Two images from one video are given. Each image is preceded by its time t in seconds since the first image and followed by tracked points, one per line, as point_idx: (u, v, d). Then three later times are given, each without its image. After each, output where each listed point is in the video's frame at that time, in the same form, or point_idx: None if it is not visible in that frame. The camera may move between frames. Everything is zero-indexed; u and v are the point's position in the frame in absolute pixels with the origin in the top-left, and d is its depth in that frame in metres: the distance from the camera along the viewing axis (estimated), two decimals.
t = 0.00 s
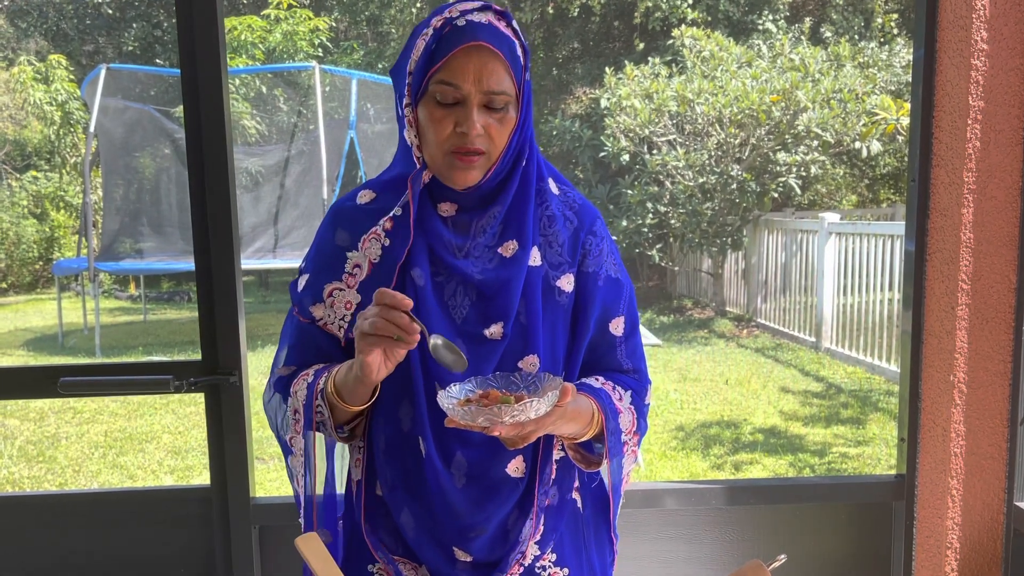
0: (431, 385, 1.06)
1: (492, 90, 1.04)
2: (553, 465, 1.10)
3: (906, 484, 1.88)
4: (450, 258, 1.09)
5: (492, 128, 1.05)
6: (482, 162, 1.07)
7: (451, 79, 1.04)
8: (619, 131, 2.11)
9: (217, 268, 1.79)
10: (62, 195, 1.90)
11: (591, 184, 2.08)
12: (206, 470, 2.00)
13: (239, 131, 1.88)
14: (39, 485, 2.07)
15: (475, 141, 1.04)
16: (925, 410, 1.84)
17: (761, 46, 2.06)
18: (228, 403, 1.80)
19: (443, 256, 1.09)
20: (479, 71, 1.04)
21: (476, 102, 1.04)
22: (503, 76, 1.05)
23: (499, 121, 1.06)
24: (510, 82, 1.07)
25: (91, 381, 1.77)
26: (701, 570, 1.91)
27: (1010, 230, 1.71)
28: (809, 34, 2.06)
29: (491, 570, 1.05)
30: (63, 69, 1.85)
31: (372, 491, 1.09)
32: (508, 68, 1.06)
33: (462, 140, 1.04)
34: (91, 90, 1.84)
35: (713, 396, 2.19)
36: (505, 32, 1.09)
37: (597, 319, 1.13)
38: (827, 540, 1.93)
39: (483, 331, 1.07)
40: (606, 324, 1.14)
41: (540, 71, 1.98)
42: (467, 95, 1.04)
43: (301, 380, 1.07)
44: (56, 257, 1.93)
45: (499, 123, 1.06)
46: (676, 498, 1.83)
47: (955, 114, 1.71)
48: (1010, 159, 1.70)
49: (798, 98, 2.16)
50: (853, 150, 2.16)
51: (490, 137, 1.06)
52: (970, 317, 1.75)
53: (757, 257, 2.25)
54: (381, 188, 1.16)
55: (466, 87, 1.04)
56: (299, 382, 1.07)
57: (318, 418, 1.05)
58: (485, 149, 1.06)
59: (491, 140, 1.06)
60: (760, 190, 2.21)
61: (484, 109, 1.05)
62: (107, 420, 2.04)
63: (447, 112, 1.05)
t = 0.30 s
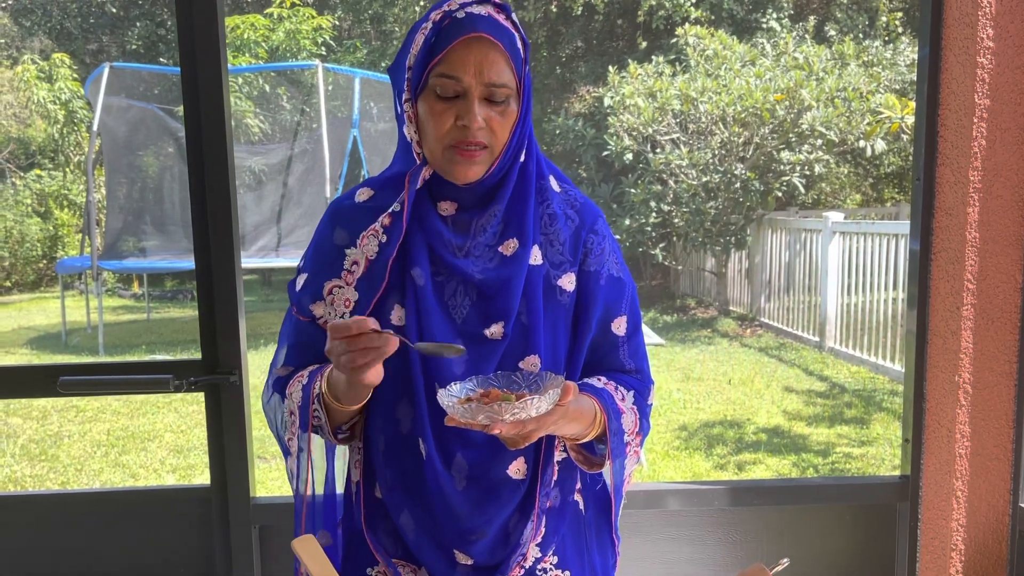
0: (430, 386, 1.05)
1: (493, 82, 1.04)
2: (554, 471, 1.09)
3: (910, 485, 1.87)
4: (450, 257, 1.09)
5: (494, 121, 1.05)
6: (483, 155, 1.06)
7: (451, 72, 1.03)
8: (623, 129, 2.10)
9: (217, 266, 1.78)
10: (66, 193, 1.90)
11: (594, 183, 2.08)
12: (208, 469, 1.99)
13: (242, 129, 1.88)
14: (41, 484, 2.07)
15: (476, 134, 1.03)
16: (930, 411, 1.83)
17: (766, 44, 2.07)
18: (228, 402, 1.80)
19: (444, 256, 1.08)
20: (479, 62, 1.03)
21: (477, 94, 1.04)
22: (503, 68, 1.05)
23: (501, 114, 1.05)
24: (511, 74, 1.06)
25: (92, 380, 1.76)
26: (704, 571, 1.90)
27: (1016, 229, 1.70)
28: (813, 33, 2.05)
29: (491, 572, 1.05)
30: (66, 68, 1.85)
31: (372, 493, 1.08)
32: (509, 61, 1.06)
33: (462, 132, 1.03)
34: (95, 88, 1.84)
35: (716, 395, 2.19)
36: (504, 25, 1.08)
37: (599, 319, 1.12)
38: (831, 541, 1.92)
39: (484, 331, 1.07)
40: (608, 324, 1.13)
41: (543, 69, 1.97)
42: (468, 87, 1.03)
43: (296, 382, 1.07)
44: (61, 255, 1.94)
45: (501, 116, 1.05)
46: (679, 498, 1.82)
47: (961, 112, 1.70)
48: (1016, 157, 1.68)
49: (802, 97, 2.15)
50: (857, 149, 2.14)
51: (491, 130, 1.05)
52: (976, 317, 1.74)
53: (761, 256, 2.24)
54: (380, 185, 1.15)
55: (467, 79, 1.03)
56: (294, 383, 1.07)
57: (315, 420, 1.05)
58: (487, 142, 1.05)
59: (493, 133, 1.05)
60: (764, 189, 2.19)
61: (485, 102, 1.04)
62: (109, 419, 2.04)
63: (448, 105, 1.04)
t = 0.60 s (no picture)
0: (424, 389, 1.04)
1: (484, 67, 1.03)
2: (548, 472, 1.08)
3: (915, 488, 1.86)
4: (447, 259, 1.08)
5: (486, 108, 1.04)
6: (476, 144, 1.04)
7: (442, 59, 1.03)
8: (627, 129, 2.08)
9: (215, 264, 1.77)
10: (72, 192, 1.91)
11: (599, 182, 2.07)
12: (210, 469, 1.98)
13: (247, 129, 1.87)
14: (43, 483, 2.07)
15: (469, 120, 1.02)
16: (935, 413, 1.82)
17: (771, 43, 2.03)
18: (227, 403, 1.79)
19: (441, 257, 1.08)
20: (469, 48, 1.03)
21: (468, 80, 1.03)
22: (495, 53, 1.04)
23: (493, 101, 1.04)
24: (503, 61, 1.05)
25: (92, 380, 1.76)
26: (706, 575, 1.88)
27: None
28: (821, 31, 2.02)
29: None
30: (72, 66, 1.85)
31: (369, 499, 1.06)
32: (500, 47, 1.05)
33: (455, 120, 1.02)
34: (99, 87, 1.83)
35: (721, 396, 2.17)
36: (496, 12, 1.08)
37: (598, 323, 1.11)
38: (834, 544, 1.91)
39: (481, 334, 1.06)
40: (606, 328, 1.12)
41: (547, 69, 1.92)
42: (459, 73, 1.03)
43: (294, 368, 1.04)
44: (66, 254, 1.95)
45: (493, 103, 1.04)
46: (682, 501, 1.82)
47: (967, 110, 1.69)
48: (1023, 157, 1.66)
49: (808, 96, 2.14)
50: (863, 149, 2.14)
51: (485, 117, 1.04)
52: (982, 318, 1.72)
53: (766, 256, 2.23)
54: (380, 183, 1.15)
55: (457, 65, 1.02)
56: (293, 370, 1.03)
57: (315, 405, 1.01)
58: (480, 130, 1.04)
59: (486, 120, 1.04)
60: (770, 189, 2.19)
61: (476, 88, 1.04)
62: (113, 417, 2.04)
63: (439, 92, 1.03)
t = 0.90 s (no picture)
0: (425, 393, 1.03)
1: (486, 48, 1.03)
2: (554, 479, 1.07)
3: (922, 493, 1.84)
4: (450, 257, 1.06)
5: (488, 88, 1.03)
6: (477, 124, 1.03)
7: (444, 39, 1.03)
8: (634, 129, 2.08)
9: (215, 269, 1.76)
10: (79, 192, 1.89)
11: (606, 183, 2.06)
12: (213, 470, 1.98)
13: (254, 130, 1.87)
14: (47, 484, 2.06)
15: (470, 98, 1.01)
16: (943, 417, 1.79)
17: (779, 43, 2.03)
18: (225, 403, 1.78)
19: (443, 258, 1.06)
20: (472, 27, 1.02)
21: (469, 60, 1.02)
22: (497, 35, 1.04)
23: (495, 83, 1.04)
24: (506, 44, 1.05)
25: (91, 381, 1.74)
26: None
27: None
28: (828, 31, 2.02)
29: None
30: (80, 67, 1.85)
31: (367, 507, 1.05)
32: (504, 29, 1.05)
33: (456, 99, 1.01)
34: (106, 87, 1.83)
35: (727, 397, 2.14)
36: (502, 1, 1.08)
37: (603, 327, 1.10)
38: (840, 550, 1.89)
39: (484, 338, 1.04)
40: (612, 333, 1.11)
41: (554, 69, 1.91)
42: (461, 53, 1.02)
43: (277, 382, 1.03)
44: (73, 253, 1.94)
45: (496, 84, 1.04)
46: (686, 504, 1.80)
47: (975, 110, 1.67)
48: None
49: (815, 96, 2.11)
50: (871, 149, 2.12)
51: (486, 98, 1.03)
52: (991, 322, 1.70)
53: (773, 257, 2.22)
54: (376, 180, 1.14)
55: (459, 44, 1.02)
56: (275, 384, 1.03)
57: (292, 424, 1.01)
58: (481, 110, 1.03)
59: (487, 101, 1.03)
60: (776, 189, 2.18)
61: (478, 69, 1.03)
62: (117, 418, 2.03)
63: (441, 72, 1.03)
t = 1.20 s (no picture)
0: (419, 398, 1.02)
1: (485, 62, 1.01)
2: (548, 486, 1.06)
3: (928, 499, 1.82)
4: (445, 260, 1.06)
5: (488, 103, 1.02)
6: (479, 139, 1.02)
7: (443, 54, 1.01)
8: (640, 130, 2.04)
9: (212, 273, 1.77)
10: (87, 193, 1.89)
11: (613, 183, 2.05)
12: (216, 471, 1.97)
13: (260, 129, 1.86)
14: (51, 484, 2.05)
15: (471, 115, 1.00)
16: (950, 423, 1.77)
17: (786, 43, 2.01)
18: (223, 405, 1.77)
19: (439, 261, 1.06)
20: (470, 42, 1.01)
21: (469, 75, 1.01)
22: (497, 47, 1.02)
23: (495, 97, 1.03)
24: (506, 55, 1.04)
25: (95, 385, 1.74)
26: None
27: None
28: (836, 31, 2.01)
29: None
30: (87, 68, 1.84)
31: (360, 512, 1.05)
32: (503, 40, 1.03)
33: (457, 116, 1.00)
34: (112, 88, 1.82)
35: (733, 399, 2.13)
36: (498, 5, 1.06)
37: (602, 331, 1.08)
38: (845, 556, 1.88)
39: (481, 341, 1.04)
40: (611, 336, 1.09)
41: (561, 68, 1.96)
42: (461, 68, 1.01)
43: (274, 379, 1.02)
44: (80, 254, 1.92)
45: (496, 98, 1.03)
46: (692, 510, 1.79)
47: (982, 111, 1.65)
48: None
49: (822, 96, 2.07)
50: (879, 149, 2.08)
51: (486, 113, 1.02)
52: (999, 326, 1.69)
53: (780, 258, 2.17)
54: (376, 184, 1.13)
55: (459, 59, 1.01)
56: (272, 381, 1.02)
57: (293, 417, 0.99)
58: (483, 125, 1.02)
59: (488, 116, 1.02)
60: (784, 190, 2.11)
61: (479, 83, 1.02)
62: (122, 419, 2.02)
63: (440, 87, 1.02)
